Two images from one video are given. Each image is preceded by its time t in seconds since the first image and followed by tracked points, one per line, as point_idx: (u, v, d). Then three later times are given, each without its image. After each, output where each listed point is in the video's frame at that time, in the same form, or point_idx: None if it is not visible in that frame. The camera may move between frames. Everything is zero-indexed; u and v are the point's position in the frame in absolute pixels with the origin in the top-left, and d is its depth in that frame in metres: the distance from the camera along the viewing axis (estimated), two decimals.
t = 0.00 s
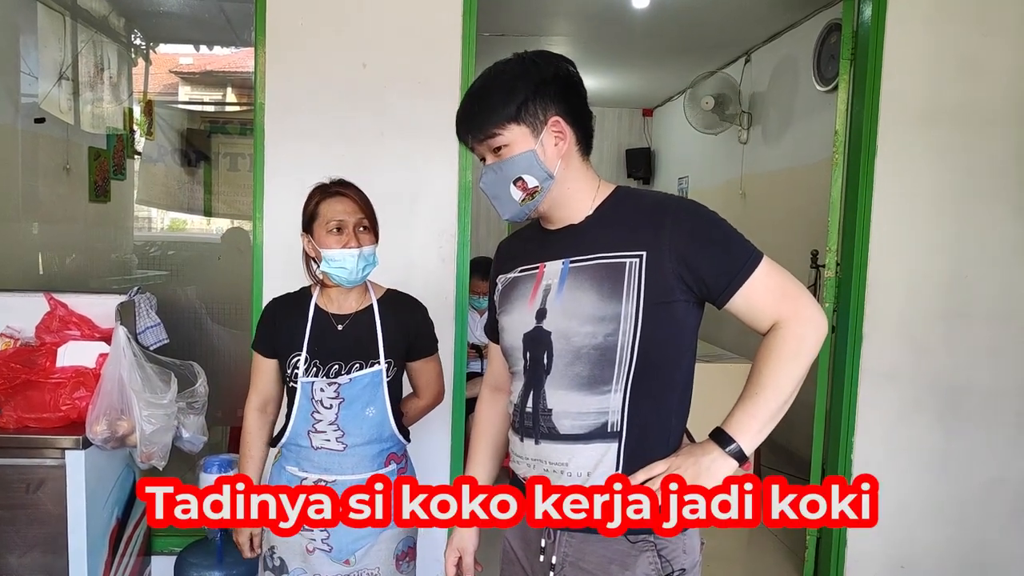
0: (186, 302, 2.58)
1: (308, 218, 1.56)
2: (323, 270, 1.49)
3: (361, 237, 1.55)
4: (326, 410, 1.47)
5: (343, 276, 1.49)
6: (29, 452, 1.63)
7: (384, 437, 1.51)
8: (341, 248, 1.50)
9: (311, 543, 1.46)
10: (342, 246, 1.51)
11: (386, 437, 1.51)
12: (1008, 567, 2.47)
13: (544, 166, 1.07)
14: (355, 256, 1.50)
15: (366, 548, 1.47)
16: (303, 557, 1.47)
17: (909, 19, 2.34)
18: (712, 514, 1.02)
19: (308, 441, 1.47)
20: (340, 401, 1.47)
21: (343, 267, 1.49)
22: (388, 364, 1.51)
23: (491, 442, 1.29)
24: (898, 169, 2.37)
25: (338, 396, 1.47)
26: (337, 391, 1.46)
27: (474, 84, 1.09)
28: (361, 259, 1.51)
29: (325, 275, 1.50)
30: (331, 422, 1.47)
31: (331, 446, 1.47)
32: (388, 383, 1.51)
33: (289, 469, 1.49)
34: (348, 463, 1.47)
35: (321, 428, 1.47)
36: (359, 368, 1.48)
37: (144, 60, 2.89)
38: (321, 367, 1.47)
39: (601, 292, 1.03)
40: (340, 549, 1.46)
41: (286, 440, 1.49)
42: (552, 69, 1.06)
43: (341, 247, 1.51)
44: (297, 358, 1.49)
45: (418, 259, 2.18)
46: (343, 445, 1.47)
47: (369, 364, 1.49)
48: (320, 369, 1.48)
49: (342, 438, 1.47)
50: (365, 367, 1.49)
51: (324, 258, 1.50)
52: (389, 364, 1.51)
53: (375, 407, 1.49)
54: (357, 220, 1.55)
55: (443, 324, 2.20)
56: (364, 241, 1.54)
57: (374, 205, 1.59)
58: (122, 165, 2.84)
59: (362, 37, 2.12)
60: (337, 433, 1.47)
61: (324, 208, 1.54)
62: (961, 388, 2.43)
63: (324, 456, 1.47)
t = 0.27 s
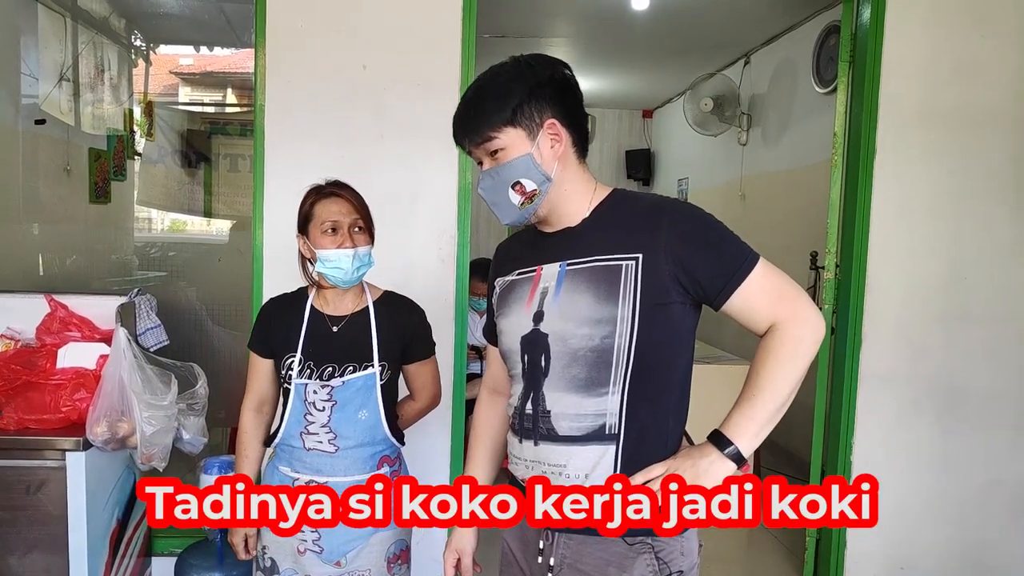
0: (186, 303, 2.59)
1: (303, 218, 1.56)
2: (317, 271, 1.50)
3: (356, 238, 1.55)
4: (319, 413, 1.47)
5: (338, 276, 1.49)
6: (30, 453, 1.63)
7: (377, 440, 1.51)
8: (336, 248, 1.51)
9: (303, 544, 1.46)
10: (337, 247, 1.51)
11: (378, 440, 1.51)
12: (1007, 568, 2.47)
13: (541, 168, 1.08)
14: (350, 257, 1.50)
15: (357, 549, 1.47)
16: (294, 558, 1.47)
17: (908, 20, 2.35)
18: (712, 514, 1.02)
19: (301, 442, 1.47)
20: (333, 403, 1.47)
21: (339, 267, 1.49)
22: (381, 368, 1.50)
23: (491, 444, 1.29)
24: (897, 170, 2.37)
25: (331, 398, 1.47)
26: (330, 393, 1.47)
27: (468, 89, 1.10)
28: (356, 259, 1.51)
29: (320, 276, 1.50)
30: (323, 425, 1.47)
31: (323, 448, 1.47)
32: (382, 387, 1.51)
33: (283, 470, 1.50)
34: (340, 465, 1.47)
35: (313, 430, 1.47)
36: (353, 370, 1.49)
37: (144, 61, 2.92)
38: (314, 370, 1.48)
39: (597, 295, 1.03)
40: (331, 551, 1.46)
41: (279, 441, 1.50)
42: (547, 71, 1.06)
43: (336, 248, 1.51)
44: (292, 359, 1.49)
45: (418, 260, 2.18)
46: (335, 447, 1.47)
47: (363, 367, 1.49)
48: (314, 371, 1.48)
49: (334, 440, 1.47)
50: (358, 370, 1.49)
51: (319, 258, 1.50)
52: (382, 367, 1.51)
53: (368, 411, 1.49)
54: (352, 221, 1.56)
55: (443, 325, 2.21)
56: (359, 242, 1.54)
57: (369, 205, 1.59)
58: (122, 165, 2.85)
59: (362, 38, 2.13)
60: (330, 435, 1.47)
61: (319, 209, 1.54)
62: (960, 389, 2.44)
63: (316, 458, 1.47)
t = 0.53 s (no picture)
0: (188, 303, 2.60)
1: (304, 220, 1.57)
2: (317, 272, 1.50)
3: (355, 240, 1.56)
4: (316, 412, 1.47)
5: (337, 278, 1.49)
6: (33, 452, 1.64)
7: (373, 442, 1.51)
8: (336, 250, 1.52)
9: (298, 544, 1.48)
10: (337, 249, 1.52)
11: (375, 442, 1.51)
12: (1006, 568, 2.48)
13: (533, 181, 1.08)
14: (349, 260, 1.51)
15: (351, 550, 1.48)
16: (289, 558, 1.49)
17: (908, 21, 2.35)
18: (713, 514, 1.03)
19: (298, 442, 1.48)
20: (331, 404, 1.48)
21: (337, 269, 1.50)
22: (379, 370, 1.51)
23: (493, 445, 1.30)
24: (897, 171, 2.38)
25: (329, 399, 1.47)
26: (328, 394, 1.47)
27: (456, 106, 1.10)
28: (355, 261, 1.52)
29: (320, 277, 1.51)
30: (320, 425, 1.47)
31: (320, 447, 1.48)
32: (379, 389, 1.51)
33: (278, 470, 1.51)
34: (337, 465, 1.48)
35: (310, 429, 1.48)
36: (351, 371, 1.49)
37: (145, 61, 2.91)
38: (313, 370, 1.48)
39: (596, 298, 1.04)
40: (326, 551, 1.47)
41: (275, 440, 1.51)
42: (532, 83, 1.06)
43: (336, 249, 1.52)
44: (291, 358, 1.49)
45: (419, 261, 2.19)
46: (332, 447, 1.48)
47: (360, 369, 1.50)
48: (313, 371, 1.49)
49: (331, 440, 1.48)
50: (356, 371, 1.49)
51: (319, 259, 1.51)
52: (380, 370, 1.51)
53: (365, 412, 1.50)
54: (351, 223, 1.56)
55: (444, 326, 2.21)
56: (358, 244, 1.55)
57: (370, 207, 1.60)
58: (123, 165, 2.85)
59: (363, 39, 2.13)
60: (327, 436, 1.47)
61: (321, 210, 1.55)
62: (960, 389, 2.44)
63: (312, 458, 1.48)
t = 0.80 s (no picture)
0: (189, 303, 2.60)
1: (309, 220, 1.58)
2: (321, 271, 1.52)
3: (360, 241, 1.56)
4: (317, 412, 1.48)
5: (339, 278, 1.50)
6: (36, 453, 1.65)
7: (375, 442, 1.52)
8: (339, 250, 1.52)
9: (299, 544, 1.48)
10: (340, 249, 1.53)
11: (376, 442, 1.52)
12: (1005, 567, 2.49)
13: (534, 178, 1.09)
14: (352, 260, 1.52)
15: (352, 551, 1.49)
16: (290, 559, 1.49)
17: (907, 23, 2.36)
18: (712, 514, 1.04)
19: (300, 442, 1.49)
20: (333, 403, 1.49)
21: (340, 269, 1.51)
22: (381, 370, 1.52)
23: (494, 445, 1.31)
24: (896, 172, 2.39)
25: (330, 398, 1.49)
26: (330, 393, 1.48)
27: (461, 104, 1.11)
28: (358, 261, 1.52)
29: (324, 278, 1.53)
30: (321, 424, 1.48)
31: (320, 447, 1.49)
32: (381, 390, 1.52)
33: (281, 470, 1.52)
34: (337, 465, 1.49)
35: (312, 429, 1.49)
36: (353, 371, 1.50)
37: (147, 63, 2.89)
38: (315, 369, 1.50)
39: (597, 299, 1.05)
40: (327, 551, 1.48)
41: (278, 440, 1.52)
42: (536, 82, 1.08)
43: (339, 250, 1.53)
44: (293, 358, 1.50)
45: (420, 261, 2.20)
46: (332, 447, 1.49)
47: (363, 368, 1.51)
48: (315, 371, 1.50)
49: (331, 440, 1.49)
50: (359, 371, 1.50)
51: (321, 259, 1.52)
52: (383, 370, 1.52)
53: (366, 412, 1.50)
54: (355, 225, 1.57)
55: (445, 326, 2.22)
56: (361, 245, 1.56)
57: (376, 211, 1.60)
58: (124, 166, 2.87)
59: (364, 41, 2.14)
60: (327, 435, 1.48)
61: (325, 210, 1.56)
62: (959, 389, 2.45)
63: (313, 458, 1.49)
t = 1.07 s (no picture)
0: (190, 302, 2.60)
1: (315, 217, 1.58)
2: (329, 269, 1.51)
3: (368, 236, 1.56)
4: (329, 411, 1.48)
5: (349, 274, 1.50)
6: (37, 451, 1.65)
7: (386, 440, 1.52)
8: (348, 246, 1.52)
9: (313, 544, 1.48)
10: (349, 244, 1.53)
11: (387, 440, 1.52)
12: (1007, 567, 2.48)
13: (538, 171, 1.09)
14: (362, 256, 1.51)
15: (367, 549, 1.49)
16: (304, 559, 1.49)
17: (909, 22, 2.36)
18: (712, 514, 1.03)
19: (311, 442, 1.49)
20: (344, 403, 1.49)
21: (350, 265, 1.50)
22: (390, 367, 1.53)
23: (494, 442, 1.30)
24: (898, 170, 2.38)
25: (341, 398, 1.48)
26: (340, 392, 1.48)
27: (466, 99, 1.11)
28: (368, 257, 1.52)
29: (332, 274, 1.51)
30: (333, 423, 1.48)
31: (332, 447, 1.49)
32: (391, 387, 1.52)
33: (291, 471, 1.51)
34: (349, 466, 1.49)
35: (324, 429, 1.48)
36: (363, 370, 1.50)
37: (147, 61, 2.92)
38: (325, 368, 1.49)
39: (598, 294, 1.04)
40: (342, 550, 1.47)
41: (287, 442, 1.51)
42: (541, 77, 1.07)
43: (348, 245, 1.52)
44: (301, 358, 1.50)
45: (421, 260, 2.20)
46: (344, 447, 1.49)
47: (372, 367, 1.51)
48: (325, 370, 1.49)
49: (344, 439, 1.49)
50: (368, 369, 1.50)
51: (331, 257, 1.51)
52: (391, 367, 1.53)
53: (377, 410, 1.50)
54: (363, 219, 1.57)
55: (446, 325, 2.22)
56: (370, 240, 1.56)
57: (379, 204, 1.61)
58: (125, 165, 2.86)
59: (365, 39, 2.14)
60: (339, 434, 1.48)
61: (332, 207, 1.56)
62: (961, 388, 2.45)
63: (325, 458, 1.49)
